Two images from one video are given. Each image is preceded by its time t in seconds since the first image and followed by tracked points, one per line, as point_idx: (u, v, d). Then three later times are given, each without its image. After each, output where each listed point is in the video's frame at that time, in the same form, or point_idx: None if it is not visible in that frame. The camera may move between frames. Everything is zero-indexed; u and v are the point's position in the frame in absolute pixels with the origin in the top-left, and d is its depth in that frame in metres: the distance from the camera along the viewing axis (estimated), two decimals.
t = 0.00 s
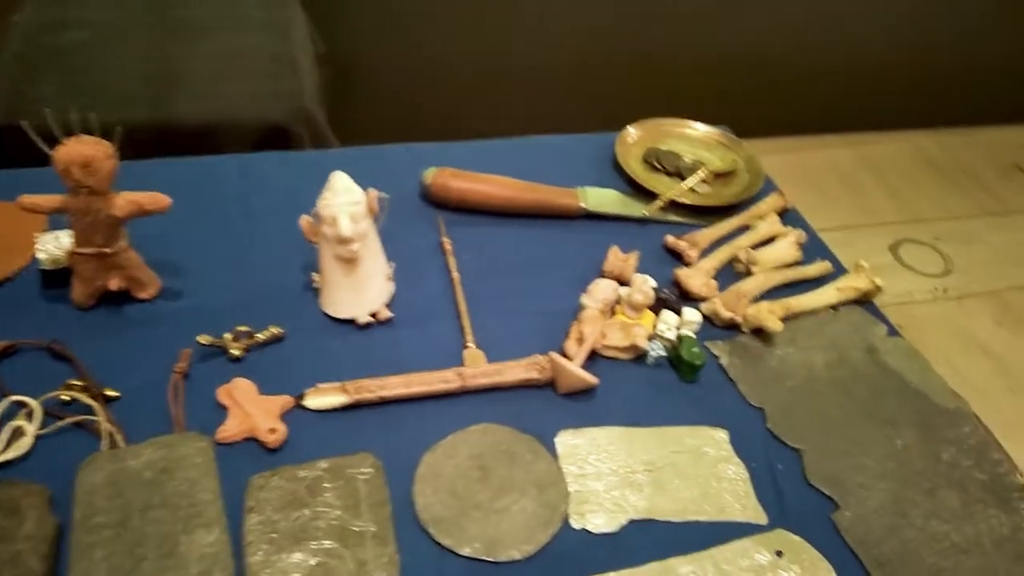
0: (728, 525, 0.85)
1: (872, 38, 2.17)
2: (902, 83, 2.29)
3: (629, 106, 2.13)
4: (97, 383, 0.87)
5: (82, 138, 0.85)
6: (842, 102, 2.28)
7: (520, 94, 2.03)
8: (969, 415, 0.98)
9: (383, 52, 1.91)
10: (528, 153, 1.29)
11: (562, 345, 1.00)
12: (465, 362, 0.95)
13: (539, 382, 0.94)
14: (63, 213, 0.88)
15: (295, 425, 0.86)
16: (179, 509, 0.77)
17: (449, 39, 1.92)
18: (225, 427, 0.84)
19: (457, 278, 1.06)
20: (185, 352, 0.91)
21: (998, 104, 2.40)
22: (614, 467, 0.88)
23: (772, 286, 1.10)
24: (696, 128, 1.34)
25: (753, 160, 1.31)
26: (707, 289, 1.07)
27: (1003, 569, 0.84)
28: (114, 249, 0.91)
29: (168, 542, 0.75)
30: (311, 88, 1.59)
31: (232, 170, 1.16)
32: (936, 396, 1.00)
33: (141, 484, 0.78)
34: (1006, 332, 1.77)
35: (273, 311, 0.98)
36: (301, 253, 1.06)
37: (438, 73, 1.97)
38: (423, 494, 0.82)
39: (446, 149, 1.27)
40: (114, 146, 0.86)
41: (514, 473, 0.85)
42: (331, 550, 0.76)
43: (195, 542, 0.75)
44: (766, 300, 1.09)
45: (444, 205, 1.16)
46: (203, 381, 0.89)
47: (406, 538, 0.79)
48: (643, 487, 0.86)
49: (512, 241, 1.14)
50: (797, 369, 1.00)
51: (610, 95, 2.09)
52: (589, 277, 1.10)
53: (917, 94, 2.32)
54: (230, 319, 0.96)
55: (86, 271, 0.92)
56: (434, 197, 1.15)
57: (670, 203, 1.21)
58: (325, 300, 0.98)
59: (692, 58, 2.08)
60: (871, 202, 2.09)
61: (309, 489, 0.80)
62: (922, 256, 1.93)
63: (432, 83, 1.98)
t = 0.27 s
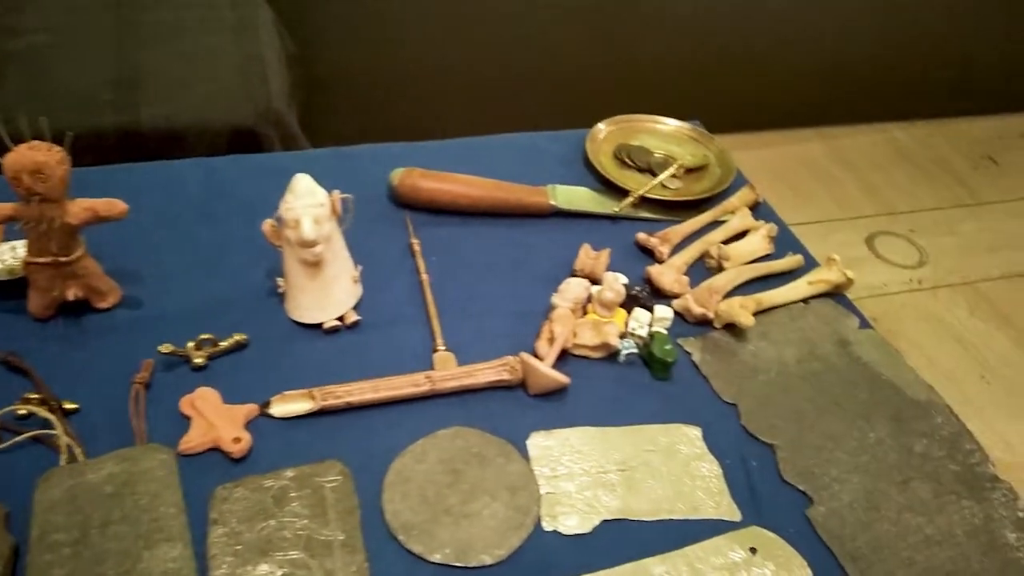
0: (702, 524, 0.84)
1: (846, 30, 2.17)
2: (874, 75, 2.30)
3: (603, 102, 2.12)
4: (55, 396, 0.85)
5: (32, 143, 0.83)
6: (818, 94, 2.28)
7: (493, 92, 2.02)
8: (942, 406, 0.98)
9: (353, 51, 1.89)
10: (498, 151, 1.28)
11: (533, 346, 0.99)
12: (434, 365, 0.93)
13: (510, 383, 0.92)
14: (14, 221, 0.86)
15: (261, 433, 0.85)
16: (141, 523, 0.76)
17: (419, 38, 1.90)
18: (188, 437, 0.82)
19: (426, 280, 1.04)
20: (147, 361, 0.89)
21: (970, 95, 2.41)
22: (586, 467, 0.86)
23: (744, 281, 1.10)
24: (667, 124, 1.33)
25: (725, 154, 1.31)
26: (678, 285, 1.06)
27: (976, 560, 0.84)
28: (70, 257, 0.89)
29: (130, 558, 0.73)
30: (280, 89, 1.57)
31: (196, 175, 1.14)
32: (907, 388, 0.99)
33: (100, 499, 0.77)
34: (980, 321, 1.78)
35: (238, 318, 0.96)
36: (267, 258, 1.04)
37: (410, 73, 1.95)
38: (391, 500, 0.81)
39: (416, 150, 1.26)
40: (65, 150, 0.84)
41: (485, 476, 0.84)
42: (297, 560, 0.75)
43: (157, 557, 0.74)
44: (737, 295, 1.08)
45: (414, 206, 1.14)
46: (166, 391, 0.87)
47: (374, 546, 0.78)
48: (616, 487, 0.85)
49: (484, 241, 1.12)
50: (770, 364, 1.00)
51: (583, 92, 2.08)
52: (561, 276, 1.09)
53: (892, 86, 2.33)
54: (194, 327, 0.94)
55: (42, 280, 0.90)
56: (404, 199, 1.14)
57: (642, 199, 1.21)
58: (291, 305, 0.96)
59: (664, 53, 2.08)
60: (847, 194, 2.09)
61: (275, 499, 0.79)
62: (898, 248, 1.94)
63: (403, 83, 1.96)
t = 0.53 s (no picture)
0: (682, 523, 0.82)
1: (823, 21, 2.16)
2: (853, 65, 2.29)
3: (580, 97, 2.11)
4: (14, 409, 0.82)
5: None
6: (796, 85, 2.27)
7: (473, 90, 2.01)
8: (921, 397, 0.97)
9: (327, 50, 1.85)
10: (471, 149, 1.26)
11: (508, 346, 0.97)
12: (407, 368, 0.92)
13: (485, 385, 0.91)
14: None
15: (229, 443, 0.83)
16: (106, 538, 0.74)
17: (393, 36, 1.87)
18: (154, 449, 0.80)
19: (398, 281, 1.03)
20: (111, 371, 0.87)
21: (945, 84, 2.42)
22: (563, 469, 0.85)
23: (721, 276, 1.09)
24: (641, 118, 1.32)
25: (700, 147, 1.30)
26: (655, 281, 1.05)
27: (958, 552, 0.83)
28: (28, 266, 0.86)
29: None
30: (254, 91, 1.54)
31: (161, 179, 1.11)
32: (886, 379, 0.99)
33: (64, 515, 0.75)
34: (964, 308, 1.79)
35: (205, 324, 0.94)
36: (235, 263, 1.02)
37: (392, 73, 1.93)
38: (364, 508, 0.79)
39: (386, 149, 1.24)
40: (19, 156, 0.81)
41: (460, 481, 0.82)
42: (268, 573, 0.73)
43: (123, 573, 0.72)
44: (714, 290, 1.07)
45: (384, 206, 1.12)
46: (131, 402, 0.85)
47: (347, 555, 0.76)
48: (594, 488, 0.84)
49: (456, 240, 1.11)
50: (747, 359, 0.99)
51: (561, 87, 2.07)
52: (535, 274, 1.08)
53: (870, 76, 2.33)
54: (159, 335, 0.92)
55: None
56: (372, 198, 1.12)
57: (617, 195, 1.19)
58: (258, 310, 0.94)
59: (643, 46, 2.06)
60: (826, 185, 2.09)
61: (244, 510, 0.77)
62: (880, 237, 1.94)
63: (378, 82, 1.94)
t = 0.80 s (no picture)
0: (665, 524, 0.81)
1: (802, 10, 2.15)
2: (832, 53, 2.28)
3: (560, 91, 2.09)
4: None
5: None
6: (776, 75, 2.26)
7: (450, 85, 1.98)
8: (905, 389, 0.96)
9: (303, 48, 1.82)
10: (446, 147, 1.24)
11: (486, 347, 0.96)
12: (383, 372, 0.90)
13: (463, 388, 0.89)
14: None
15: (200, 454, 0.81)
16: (74, 556, 0.72)
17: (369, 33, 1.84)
18: (123, 462, 0.78)
19: (373, 284, 1.01)
20: (78, 383, 0.85)
21: (925, 70, 2.42)
22: (544, 472, 0.83)
23: (701, 271, 1.07)
24: (618, 112, 1.30)
25: (678, 140, 1.28)
26: (634, 278, 1.04)
27: (945, 546, 0.82)
28: None
29: None
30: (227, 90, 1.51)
31: (129, 184, 1.09)
32: (870, 372, 0.98)
33: (29, 533, 0.72)
34: (948, 295, 1.79)
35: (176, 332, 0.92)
36: (205, 268, 0.99)
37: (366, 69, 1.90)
38: (340, 518, 0.77)
39: (360, 149, 1.22)
40: None
41: (438, 487, 0.80)
42: None
43: None
44: (694, 286, 1.06)
45: (357, 206, 1.11)
46: (99, 414, 0.83)
47: (323, 567, 0.74)
48: (575, 491, 0.82)
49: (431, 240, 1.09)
50: (729, 355, 0.97)
51: (540, 81, 2.05)
52: (513, 273, 1.06)
53: (849, 64, 2.32)
54: (128, 344, 0.90)
55: None
56: (346, 199, 1.10)
57: (595, 191, 1.18)
58: (229, 317, 0.92)
59: (623, 38, 2.04)
60: (808, 175, 2.08)
61: (216, 523, 0.75)
62: (862, 225, 1.94)
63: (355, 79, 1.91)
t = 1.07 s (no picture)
0: (651, 527, 0.80)
1: None
2: (813, 39, 2.27)
3: (540, 83, 2.06)
4: None
5: None
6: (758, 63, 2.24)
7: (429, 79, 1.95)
8: (892, 382, 0.95)
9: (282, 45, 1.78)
10: (423, 146, 1.22)
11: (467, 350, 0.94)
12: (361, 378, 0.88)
13: (442, 393, 0.87)
14: None
15: (174, 468, 0.79)
16: None
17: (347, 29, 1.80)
18: (93, 479, 0.76)
19: (350, 287, 0.98)
20: (47, 398, 0.82)
21: (907, 54, 2.41)
22: (527, 477, 0.82)
23: (683, 266, 1.06)
24: (597, 105, 1.29)
25: (658, 132, 1.26)
26: (616, 275, 1.02)
27: (935, 542, 0.81)
28: None
29: None
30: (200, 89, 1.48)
31: (98, 191, 1.06)
32: (856, 366, 0.96)
33: None
34: (933, 280, 1.78)
35: (148, 343, 0.89)
36: (177, 276, 0.97)
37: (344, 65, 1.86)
38: (318, 530, 0.75)
39: (335, 149, 1.19)
40: None
41: (419, 496, 0.79)
42: None
43: None
44: (677, 281, 1.04)
45: (332, 208, 1.08)
46: (69, 429, 0.81)
47: None
48: (559, 496, 0.81)
49: (409, 241, 1.07)
50: (713, 352, 0.96)
51: (520, 73, 2.02)
52: (493, 273, 1.04)
53: (831, 50, 2.31)
54: (99, 356, 0.88)
55: None
56: (320, 201, 1.08)
57: (575, 187, 1.16)
58: (201, 326, 0.90)
59: (604, 28, 2.01)
60: (791, 163, 2.06)
61: (190, 539, 0.73)
62: (847, 211, 1.93)
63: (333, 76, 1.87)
